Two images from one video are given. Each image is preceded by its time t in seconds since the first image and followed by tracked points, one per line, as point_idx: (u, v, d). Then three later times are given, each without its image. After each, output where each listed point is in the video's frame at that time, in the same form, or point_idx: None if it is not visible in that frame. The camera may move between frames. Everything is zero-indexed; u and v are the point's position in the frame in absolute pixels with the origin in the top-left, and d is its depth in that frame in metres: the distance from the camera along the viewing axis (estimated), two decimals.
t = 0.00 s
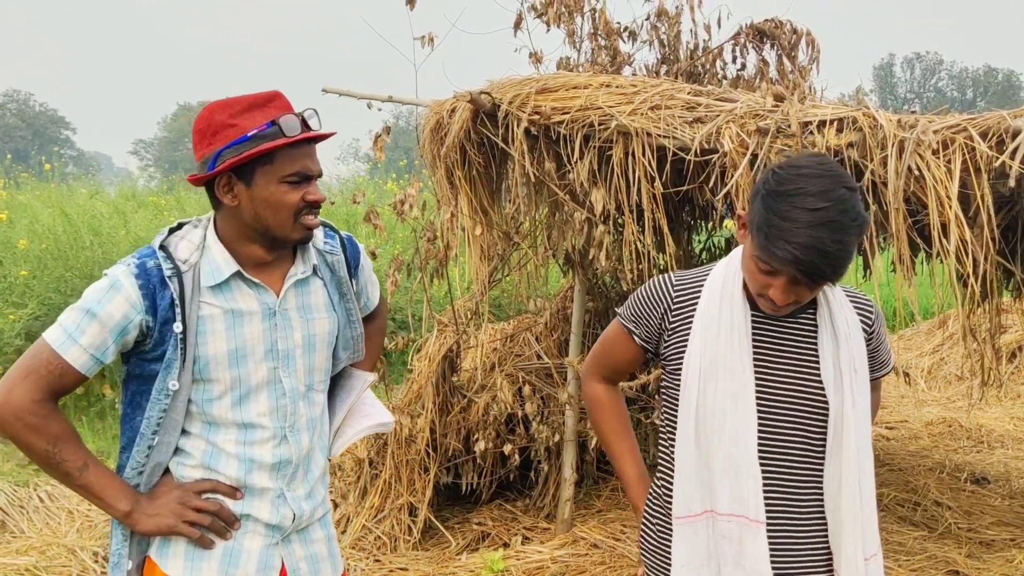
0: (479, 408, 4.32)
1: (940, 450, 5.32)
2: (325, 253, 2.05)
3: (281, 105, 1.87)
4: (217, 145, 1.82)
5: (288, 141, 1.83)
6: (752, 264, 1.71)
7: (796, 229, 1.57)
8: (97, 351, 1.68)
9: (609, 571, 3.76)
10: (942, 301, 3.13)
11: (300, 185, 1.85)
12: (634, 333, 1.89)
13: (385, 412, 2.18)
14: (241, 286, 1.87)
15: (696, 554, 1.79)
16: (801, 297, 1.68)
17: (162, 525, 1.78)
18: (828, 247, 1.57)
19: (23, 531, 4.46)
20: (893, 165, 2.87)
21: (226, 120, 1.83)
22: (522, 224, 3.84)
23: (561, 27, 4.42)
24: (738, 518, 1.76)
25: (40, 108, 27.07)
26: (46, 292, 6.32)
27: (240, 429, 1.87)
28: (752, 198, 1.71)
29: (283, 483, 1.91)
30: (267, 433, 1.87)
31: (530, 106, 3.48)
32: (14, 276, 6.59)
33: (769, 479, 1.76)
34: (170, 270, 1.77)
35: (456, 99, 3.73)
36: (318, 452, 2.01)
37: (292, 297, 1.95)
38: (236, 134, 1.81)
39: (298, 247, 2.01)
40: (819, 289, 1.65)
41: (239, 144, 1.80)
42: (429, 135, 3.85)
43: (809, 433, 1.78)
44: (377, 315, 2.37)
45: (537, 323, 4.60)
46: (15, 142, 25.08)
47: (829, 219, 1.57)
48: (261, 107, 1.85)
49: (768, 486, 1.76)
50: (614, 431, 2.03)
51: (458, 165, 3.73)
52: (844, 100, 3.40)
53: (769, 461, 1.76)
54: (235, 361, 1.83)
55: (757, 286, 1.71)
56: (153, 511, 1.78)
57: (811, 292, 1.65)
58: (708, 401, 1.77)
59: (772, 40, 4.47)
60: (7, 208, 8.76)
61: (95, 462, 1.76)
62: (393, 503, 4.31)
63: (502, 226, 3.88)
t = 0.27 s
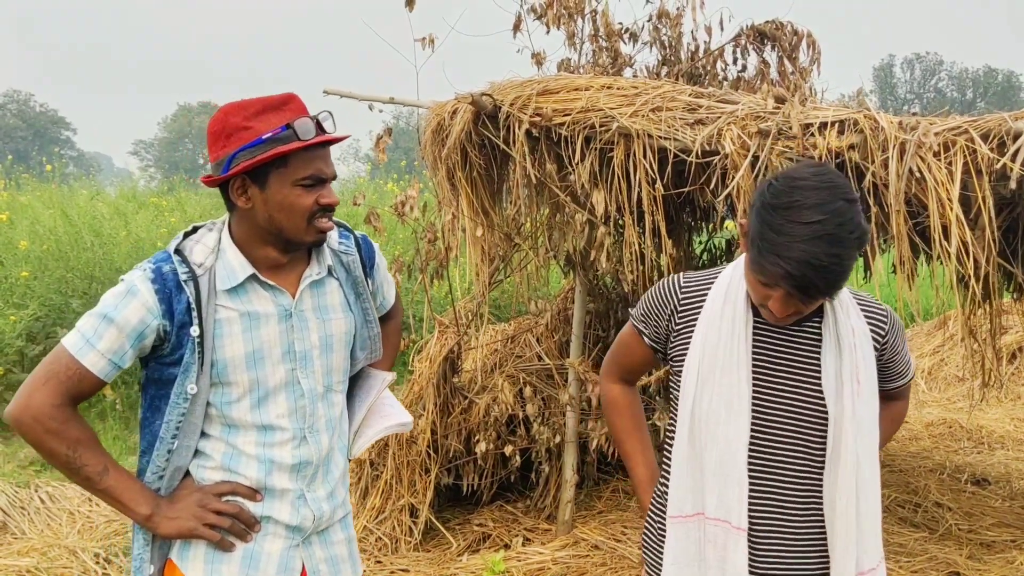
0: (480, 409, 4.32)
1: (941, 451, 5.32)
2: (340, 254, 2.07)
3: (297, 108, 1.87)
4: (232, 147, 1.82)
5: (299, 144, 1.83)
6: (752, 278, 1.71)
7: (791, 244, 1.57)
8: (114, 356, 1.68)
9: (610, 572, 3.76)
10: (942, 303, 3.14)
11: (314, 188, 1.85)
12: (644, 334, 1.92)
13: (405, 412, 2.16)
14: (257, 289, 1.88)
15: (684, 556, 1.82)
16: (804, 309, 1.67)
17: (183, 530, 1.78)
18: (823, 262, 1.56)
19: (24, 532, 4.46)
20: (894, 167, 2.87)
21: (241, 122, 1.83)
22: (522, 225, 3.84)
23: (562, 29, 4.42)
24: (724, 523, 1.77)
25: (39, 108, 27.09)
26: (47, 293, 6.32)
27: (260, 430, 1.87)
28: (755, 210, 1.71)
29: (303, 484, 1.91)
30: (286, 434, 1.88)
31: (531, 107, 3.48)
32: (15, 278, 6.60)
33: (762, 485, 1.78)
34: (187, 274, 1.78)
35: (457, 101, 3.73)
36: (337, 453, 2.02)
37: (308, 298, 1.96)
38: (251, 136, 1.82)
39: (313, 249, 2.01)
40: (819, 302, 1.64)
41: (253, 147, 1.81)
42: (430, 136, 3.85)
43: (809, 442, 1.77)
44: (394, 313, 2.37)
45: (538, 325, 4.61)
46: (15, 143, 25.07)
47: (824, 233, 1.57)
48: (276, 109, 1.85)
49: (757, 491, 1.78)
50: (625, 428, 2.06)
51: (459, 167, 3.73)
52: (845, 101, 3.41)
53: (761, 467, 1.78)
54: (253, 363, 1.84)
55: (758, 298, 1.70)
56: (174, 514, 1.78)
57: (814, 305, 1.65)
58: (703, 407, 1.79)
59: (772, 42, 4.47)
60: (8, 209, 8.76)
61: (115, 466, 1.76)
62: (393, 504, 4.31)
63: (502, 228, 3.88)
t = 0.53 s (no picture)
0: (480, 411, 4.32)
1: (940, 452, 5.32)
2: (350, 255, 2.07)
3: (308, 110, 1.87)
4: (243, 148, 1.82)
5: (311, 147, 1.83)
6: (778, 296, 1.70)
7: (814, 266, 1.56)
8: (126, 357, 1.69)
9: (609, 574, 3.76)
10: (942, 304, 3.14)
11: (325, 190, 1.85)
12: (666, 339, 1.94)
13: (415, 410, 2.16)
14: (267, 290, 1.88)
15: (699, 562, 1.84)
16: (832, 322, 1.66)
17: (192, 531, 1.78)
18: (847, 280, 1.54)
19: (24, 533, 4.46)
20: (893, 169, 2.87)
21: (252, 123, 1.83)
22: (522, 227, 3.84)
23: (562, 30, 4.42)
24: (739, 531, 1.78)
25: (40, 109, 27.11)
26: (47, 294, 6.32)
27: (270, 432, 1.87)
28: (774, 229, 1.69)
29: (313, 485, 1.91)
30: (296, 435, 1.88)
31: (531, 109, 3.48)
32: (15, 279, 6.60)
33: (780, 491, 1.78)
34: (197, 275, 1.79)
35: (457, 102, 3.73)
36: (347, 454, 2.02)
37: (318, 300, 1.96)
38: (262, 137, 1.82)
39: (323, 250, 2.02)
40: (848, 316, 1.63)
41: (264, 148, 1.80)
42: (429, 138, 3.85)
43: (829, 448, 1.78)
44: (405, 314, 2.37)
45: (538, 326, 4.61)
46: (15, 143, 25.08)
47: (846, 252, 1.54)
48: (287, 111, 1.85)
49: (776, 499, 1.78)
50: (648, 434, 2.09)
51: (458, 168, 3.73)
52: (845, 103, 3.41)
53: (780, 474, 1.78)
54: (263, 364, 1.84)
55: (785, 313, 1.70)
56: (183, 515, 1.78)
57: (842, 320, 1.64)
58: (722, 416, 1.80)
59: (772, 43, 4.47)
60: (8, 210, 8.76)
61: (125, 467, 1.76)
62: (393, 505, 4.31)
63: (502, 229, 3.88)
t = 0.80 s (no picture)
0: (479, 411, 4.32)
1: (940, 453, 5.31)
2: (356, 255, 2.06)
3: (316, 112, 1.87)
4: (251, 148, 1.82)
5: (323, 148, 1.83)
6: (780, 285, 1.70)
7: (804, 252, 1.57)
8: (130, 356, 1.69)
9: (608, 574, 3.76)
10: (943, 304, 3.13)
11: (333, 192, 1.85)
12: (692, 335, 1.95)
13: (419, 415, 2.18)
14: (272, 290, 1.88)
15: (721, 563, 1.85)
16: (834, 323, 1.64)
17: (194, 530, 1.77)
18: (835, 271, 1.54)
19: (23, 534, 4.46)
20: (894, 169, 2.87)
21: (260, 124, 1.83)
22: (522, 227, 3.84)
23: (562, 30, 4.42)
24: (762, 533, 1.79)
25: (39, 110, 27.11)
26: (46, 295, 6.31)
27: (273, 432, 1.87)
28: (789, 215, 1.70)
29: (316, 486, 1.91)
30: (300, 436, 1.87)
31: (531, 109, 3.48)
32: (14, 279, 6.60)
33: (803, 492, 1.79)
34: (202, 274, 1.78)
35: (457, 102, 3.73)
36: (351, 455, 2.02)
37: (323, 300, 1.95)
38: (270, 138, 1.81)
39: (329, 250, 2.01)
40: (843, 315, 1.60)
41: (272, 149, 1.80)
42: (429, 138, 3.85)
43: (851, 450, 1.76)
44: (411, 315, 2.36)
45: (538, 326, 4.61)
46: (15, 144, 25.06)
47: (840, 242, 1.54)
48: (296, 112, 1.85)
49: (797, 501, 1.79)
50: (678, 428, 2.11)
51: (457, 168, 3.72)
52: (846, 103, 3.41)
53: (800, 478, 1.79)
54: (267, 364, 1.84)
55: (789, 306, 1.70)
56: (185, 514, 1.78)
57: (840, 318, 1.62)
58: (743, 418, 1.80)
59: (772, 43, 4.47)
60: (8, 210, 8.76)
61: (127, 466, 1.76)
62: (393, 506, 4.30)
63: (501, 229, 3.88)
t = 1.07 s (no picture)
0: (479, 411, 4.32)
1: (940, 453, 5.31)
2: (358, 255, 2.06)
3: (321, 114, 1.86)
4: (255, 152, 1.82)
5: (323, 152, 1.82)
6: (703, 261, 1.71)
7: (728, 214, 1.59)
8: (130, 354, 1.70)
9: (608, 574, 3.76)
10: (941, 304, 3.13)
11: (336, 195, 1.85)
12: (650, 345, 2.01)
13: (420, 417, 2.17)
14: (273, 289, 1.88)
15: None
16: (752, 311, 1.63)
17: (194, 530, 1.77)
18: (754, 236, 1.56)
19: (22, 534, 4.45)
20: (893, 169, 2.87)
21: (265, 127, 1.82)
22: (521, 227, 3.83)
23: (562, 30, 4.42)
24: (722, 547, 1.80)
25: (39, 111, 27.13)
26: (46, 295, 6.31)
27: (273, 431, 1.87)
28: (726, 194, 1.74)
29: (314, 486, 1.91)
30: (299, 435, 1.87)
31: (530, 109, 3.48)
32: (14, 279, 6.59)
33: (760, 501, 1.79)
34: (203, 273, 1.79)
35: (456, 102, 3.73)
36: (350, 455, 2.01)
37: (324, 300, 1.95)
38: (274, 141, 1.81)
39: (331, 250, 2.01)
40: (762, 296, 1.60)
41: (276, 152, 1.80)
42: (428, 138, 3.85)
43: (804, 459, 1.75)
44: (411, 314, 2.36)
45: (537, 327, 4.61)
46: (15, 145, 25.06)
47: (763, 210, 1.57)
48: (300, 114, 1.84)
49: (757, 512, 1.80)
50: (655, 437, 2.12)
51: (457, 168, 3.72)
52: (845, 103, 3.41)
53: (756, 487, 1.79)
54: (267, 363, 1.84)
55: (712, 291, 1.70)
56: (185, 513, 1.78)
57: (754, 300, 1.61)
58: (693, 433, 1.82)
59: (772, 43, 4.47)
60: (8, 211, 8.76)
61: (127, 464, 1.76)
62: (392, 506, 4.30)
63: (501, 229, 3.88)
